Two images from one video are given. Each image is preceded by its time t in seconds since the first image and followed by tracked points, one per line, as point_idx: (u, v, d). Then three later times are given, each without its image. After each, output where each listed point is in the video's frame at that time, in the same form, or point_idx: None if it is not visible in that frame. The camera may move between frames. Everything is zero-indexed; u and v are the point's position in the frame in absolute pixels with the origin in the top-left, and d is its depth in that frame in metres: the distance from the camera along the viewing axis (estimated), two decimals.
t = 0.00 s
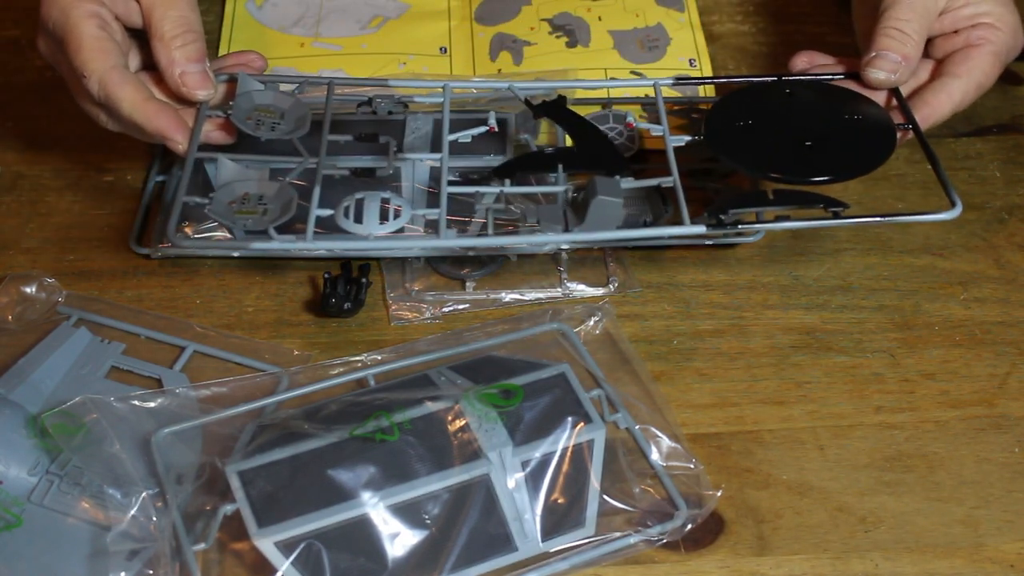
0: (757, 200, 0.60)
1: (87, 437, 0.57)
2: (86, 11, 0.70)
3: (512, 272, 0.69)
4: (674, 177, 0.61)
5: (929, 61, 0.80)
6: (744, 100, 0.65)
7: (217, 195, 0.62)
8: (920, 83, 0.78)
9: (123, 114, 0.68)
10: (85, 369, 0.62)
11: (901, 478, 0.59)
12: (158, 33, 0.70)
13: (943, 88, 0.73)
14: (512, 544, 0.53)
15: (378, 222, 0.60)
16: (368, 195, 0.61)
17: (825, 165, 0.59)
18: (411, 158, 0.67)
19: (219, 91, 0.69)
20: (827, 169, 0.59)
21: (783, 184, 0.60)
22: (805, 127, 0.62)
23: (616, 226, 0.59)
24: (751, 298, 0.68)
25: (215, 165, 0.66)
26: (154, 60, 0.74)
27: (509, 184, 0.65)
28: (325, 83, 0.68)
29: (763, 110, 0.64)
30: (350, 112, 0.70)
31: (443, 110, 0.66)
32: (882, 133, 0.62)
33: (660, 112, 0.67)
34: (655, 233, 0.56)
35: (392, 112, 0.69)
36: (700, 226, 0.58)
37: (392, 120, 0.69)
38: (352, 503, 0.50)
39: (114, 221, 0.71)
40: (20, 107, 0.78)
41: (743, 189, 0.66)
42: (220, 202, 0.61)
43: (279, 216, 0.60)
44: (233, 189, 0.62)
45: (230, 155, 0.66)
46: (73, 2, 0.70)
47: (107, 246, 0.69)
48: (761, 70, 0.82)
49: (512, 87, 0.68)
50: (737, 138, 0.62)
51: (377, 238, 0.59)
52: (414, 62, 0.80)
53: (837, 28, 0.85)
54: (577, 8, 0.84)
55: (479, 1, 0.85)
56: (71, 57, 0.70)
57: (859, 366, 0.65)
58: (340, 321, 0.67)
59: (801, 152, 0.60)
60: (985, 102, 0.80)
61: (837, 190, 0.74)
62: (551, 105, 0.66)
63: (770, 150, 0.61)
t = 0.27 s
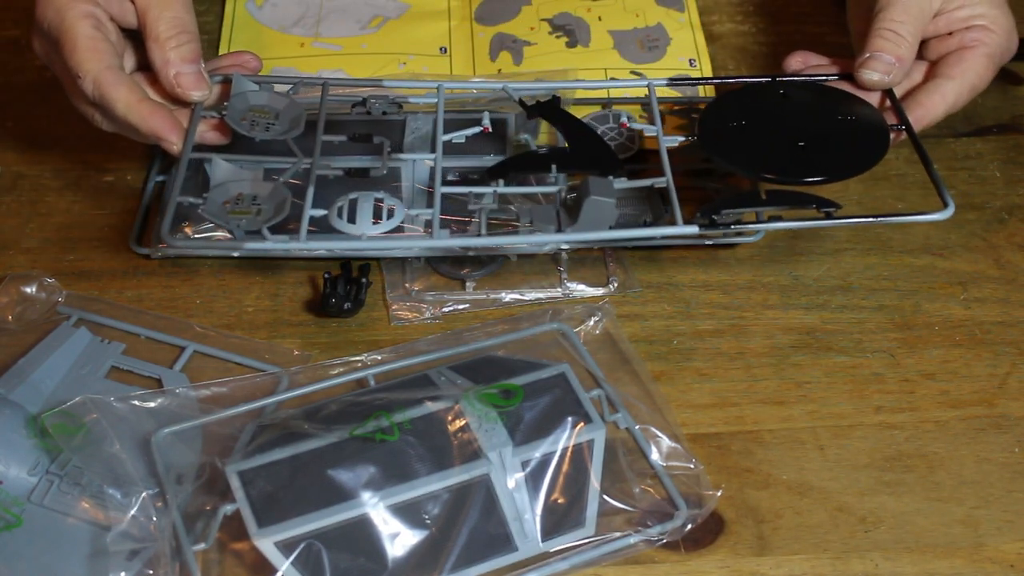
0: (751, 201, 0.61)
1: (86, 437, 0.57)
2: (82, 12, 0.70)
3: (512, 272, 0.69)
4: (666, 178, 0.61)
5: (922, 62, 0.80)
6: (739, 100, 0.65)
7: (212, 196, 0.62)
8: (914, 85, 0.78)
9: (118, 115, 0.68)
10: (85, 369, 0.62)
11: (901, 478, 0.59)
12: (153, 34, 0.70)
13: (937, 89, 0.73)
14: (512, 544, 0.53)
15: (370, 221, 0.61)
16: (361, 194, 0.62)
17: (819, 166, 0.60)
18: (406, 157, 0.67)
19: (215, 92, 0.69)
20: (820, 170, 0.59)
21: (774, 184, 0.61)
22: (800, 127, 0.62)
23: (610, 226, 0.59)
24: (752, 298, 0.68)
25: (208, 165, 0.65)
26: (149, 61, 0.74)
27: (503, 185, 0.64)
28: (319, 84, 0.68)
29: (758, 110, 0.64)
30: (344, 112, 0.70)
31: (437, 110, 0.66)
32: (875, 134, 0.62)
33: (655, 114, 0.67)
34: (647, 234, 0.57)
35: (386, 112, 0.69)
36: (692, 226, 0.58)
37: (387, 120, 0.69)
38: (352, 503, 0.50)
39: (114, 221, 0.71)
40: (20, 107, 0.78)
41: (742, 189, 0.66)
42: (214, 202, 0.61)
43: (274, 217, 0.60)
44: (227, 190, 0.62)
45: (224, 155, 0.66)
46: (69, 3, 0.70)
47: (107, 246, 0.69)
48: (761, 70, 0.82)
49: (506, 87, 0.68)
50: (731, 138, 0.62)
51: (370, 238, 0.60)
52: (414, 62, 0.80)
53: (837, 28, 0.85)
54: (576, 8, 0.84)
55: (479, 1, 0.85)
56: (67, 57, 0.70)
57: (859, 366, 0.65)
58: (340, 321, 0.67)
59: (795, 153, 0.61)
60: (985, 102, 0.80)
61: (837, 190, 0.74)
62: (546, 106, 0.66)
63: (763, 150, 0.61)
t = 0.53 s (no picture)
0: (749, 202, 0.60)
1: (86, 437, 0.57)
2: (82, 15, 0.70)
3: (512, 272, 0.69)
4: (665, 179, 0.61)
5: (922, 63, 0.80)
6: (739, 101, 0.65)
7: (212, 199, 0.62)
8: (914, 85, 0.78)
9: (119, 118, 0.68)
10: (85, 369, 0.62)
11: (901, 478, 0.59)
12: (154, 37, 0.70)
13: (937, 90, 0.73)
14: (512, 544, 0.53)
15: (371, 224, 0.60)
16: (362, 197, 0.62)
17: (818, 167, 0.60)
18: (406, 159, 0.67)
19: (215, 95, 0.69)
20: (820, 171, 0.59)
21: (774, 184, 0.61)
22: (800, 128, 0.62)
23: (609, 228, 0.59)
24: (752, 298, 0.68)
25: (208, 166, 0.65)
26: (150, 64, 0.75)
27: (503, 186, 0.64)
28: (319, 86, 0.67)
29: (758, 110, 0.64)
30: (344, 113, 0.70)
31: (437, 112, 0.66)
32: (875, 134, 0.62)
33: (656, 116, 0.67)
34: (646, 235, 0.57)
35: (387, 114, 0.69)
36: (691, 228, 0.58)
37: (388, 121, 0.70)
38: (352, 504, 0.50)
39: (114, 221, 0.71)
40: (20, 107, 0.78)
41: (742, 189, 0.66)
42: (215, 205, 0.61)
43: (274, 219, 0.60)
44: (227, 192, 0.62)
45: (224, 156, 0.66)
46: (69, 6, 0.70)
47: (107, 246, 0.69)
48: (761, 70, 0.82)
49: (506, 88, 0.68)
50: (731, 139, 0.62)
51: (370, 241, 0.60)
52: (414, 62, 0.80)
53: (837, 28, 0.85)
54: (576, 8, 0.84)
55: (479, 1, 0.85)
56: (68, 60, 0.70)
57: (859, 366, 0.65)
58: (339, 321, 0.67)
59: (794, 154, 0.61)
60: (985, 102, 0.80)
61: (837, 190, 0.74)
62: (546, 107, 0.66)
63: (763, 151, 0.61)
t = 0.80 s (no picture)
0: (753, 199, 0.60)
1: (86, 437, 0.57)
2: (84, 16, 0.70)
3: (512, 272, 0.69)
4: (669, 176, 0.61)
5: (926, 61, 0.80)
6: (740, 99, 0.65)
7: (214, 198, 0.62)
8: (917, 83, 0.77)
9: (121, 119, 0.68)
10: (85, 369, 0.62)
11: (901, 478, 0.59)
12: (156, 38, 0.70)
13: (941, 87, 0.73)
14: (512, 544, 0.53)
15: (373, 222, 0.61)
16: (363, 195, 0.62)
17: (822, 163, 0.59)
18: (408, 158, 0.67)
19: (216, 95, 0.69)
20: (823, 167, 0.59)
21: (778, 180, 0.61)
22: (802, 125, 0.62)
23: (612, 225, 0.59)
24: (752, 298, 0.68)
25: (209, 165, 0.65)
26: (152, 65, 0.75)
27: (505, 184, 0.64)
28: (321, 84, 0.67)
29: (760, 108, 0.64)
30: (347, 112, 0.70)
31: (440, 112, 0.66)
32: (877, 132, 0.62)
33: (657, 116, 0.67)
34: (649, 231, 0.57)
35: (389, 113, 0.69)
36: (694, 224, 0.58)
37: (390, 120, 0.69)
38: (352, 503, 0.50)
39: (114, 221, 0.71)
40: (20, 107, 0.78)
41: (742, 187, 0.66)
42: (217, 204, 0.61)
43: (277, 217, 0.60)
44: (229, 190, 0.62)
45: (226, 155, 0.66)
46: (71, 6, 0.71)
47: (107, 246, 0.69)
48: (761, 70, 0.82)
49: (508, 87, 0.68)
50: (733, 136, 0.62)
51: (371, 238, 0.60)
52: (414, 62, 0.80)
53: (837, 28, 0.85)
54: (576, 8, 0.84)
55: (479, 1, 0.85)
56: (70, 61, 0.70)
57: (859, 366, 0.65)
58: (340, 321, 0.67)
59: (797, 150, 0.60)
60: (985, 102, 0.80)
61: (837, 190, 0.74)
62: (548, 105, 0.66)
63: (765, 148, 0.61)
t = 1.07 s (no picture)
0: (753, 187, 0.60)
1: (86, 437, 0.57)
2: (88, 17, 0.70)
3: (512, 272, 0.69)
4: (669, 170, 0.62)
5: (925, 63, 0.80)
6: (739, 100, 0.65)
7: (214, 194, 0.62)
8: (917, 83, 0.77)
9: (122, 119, 0.68)
10: (85, 369, 0.62)
11: (901, 478, 0.59)
12: (159, 41, 0.70)
13: (941, 85, 0.73)
14: (512, 544, 0.53)
15: (371, 214, 0.60)
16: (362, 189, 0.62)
17: (823, 156, 0.59)
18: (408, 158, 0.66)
19: (218, 101, 0.69)
20: (825, 160, 0.59)
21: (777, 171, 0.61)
22: (803, 122, 0.62)
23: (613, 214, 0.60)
24: (752, 298, 0.68)
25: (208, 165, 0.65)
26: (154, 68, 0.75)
27: (505, 180, 0.65)
28: (322, 93, 0.69)
29: (759, 107, 0.64)
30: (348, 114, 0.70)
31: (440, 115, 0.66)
32: (878, 127, 0.62)
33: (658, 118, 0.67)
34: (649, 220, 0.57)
35: (389, 117, 0.69)
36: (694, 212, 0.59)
37: (392, 122, 0.70)
38: (352, 503, 0.50)
39: (114, 221, 0.71)
40: (20, 107, 0.78)
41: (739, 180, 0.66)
42: (216, 199, 0.61)
43: (275, 209, 0.60)
44: (228, 186, 0.62)
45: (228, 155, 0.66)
46: (75, 7, 0.71)
47: (107, 246, 0.69)
48: (761, 70, 0.82)
49: (508, 94, 0.69)
50: (732, 134, 0.62)
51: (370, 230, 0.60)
52: (414, 62, 0.80)
53: (837, 28, 0.85)
54: (576, 8, 0.84)
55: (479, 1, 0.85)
56: (71, 60, 0.70)
57: (859, 366, 0.65)
58: (340, 321, 0.67)
59: (798, 145, 0.60)
60: (985, 101, 0.80)
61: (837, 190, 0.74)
62: (549, 110, 0.66)
63: (765, 143, 0.61)
